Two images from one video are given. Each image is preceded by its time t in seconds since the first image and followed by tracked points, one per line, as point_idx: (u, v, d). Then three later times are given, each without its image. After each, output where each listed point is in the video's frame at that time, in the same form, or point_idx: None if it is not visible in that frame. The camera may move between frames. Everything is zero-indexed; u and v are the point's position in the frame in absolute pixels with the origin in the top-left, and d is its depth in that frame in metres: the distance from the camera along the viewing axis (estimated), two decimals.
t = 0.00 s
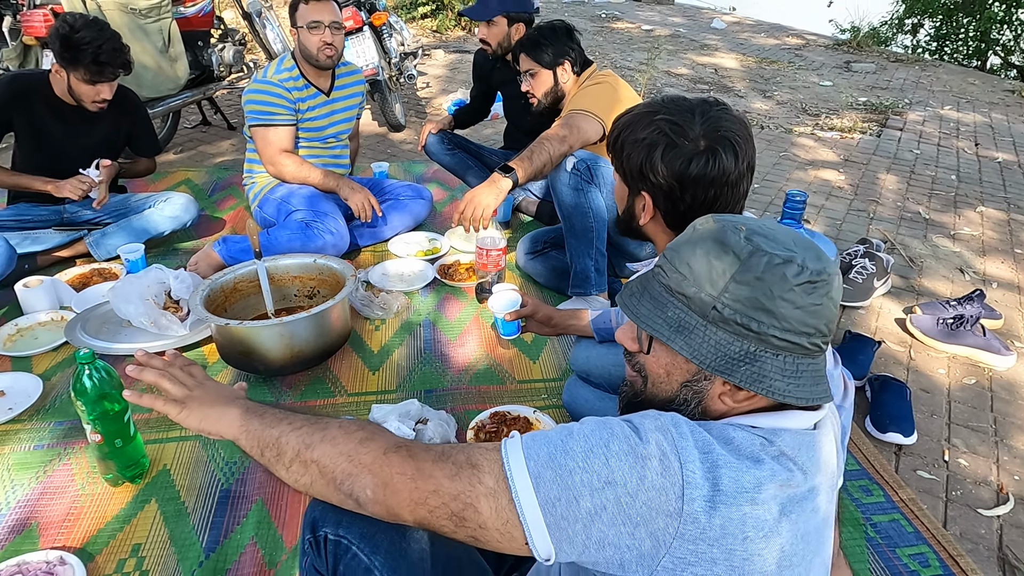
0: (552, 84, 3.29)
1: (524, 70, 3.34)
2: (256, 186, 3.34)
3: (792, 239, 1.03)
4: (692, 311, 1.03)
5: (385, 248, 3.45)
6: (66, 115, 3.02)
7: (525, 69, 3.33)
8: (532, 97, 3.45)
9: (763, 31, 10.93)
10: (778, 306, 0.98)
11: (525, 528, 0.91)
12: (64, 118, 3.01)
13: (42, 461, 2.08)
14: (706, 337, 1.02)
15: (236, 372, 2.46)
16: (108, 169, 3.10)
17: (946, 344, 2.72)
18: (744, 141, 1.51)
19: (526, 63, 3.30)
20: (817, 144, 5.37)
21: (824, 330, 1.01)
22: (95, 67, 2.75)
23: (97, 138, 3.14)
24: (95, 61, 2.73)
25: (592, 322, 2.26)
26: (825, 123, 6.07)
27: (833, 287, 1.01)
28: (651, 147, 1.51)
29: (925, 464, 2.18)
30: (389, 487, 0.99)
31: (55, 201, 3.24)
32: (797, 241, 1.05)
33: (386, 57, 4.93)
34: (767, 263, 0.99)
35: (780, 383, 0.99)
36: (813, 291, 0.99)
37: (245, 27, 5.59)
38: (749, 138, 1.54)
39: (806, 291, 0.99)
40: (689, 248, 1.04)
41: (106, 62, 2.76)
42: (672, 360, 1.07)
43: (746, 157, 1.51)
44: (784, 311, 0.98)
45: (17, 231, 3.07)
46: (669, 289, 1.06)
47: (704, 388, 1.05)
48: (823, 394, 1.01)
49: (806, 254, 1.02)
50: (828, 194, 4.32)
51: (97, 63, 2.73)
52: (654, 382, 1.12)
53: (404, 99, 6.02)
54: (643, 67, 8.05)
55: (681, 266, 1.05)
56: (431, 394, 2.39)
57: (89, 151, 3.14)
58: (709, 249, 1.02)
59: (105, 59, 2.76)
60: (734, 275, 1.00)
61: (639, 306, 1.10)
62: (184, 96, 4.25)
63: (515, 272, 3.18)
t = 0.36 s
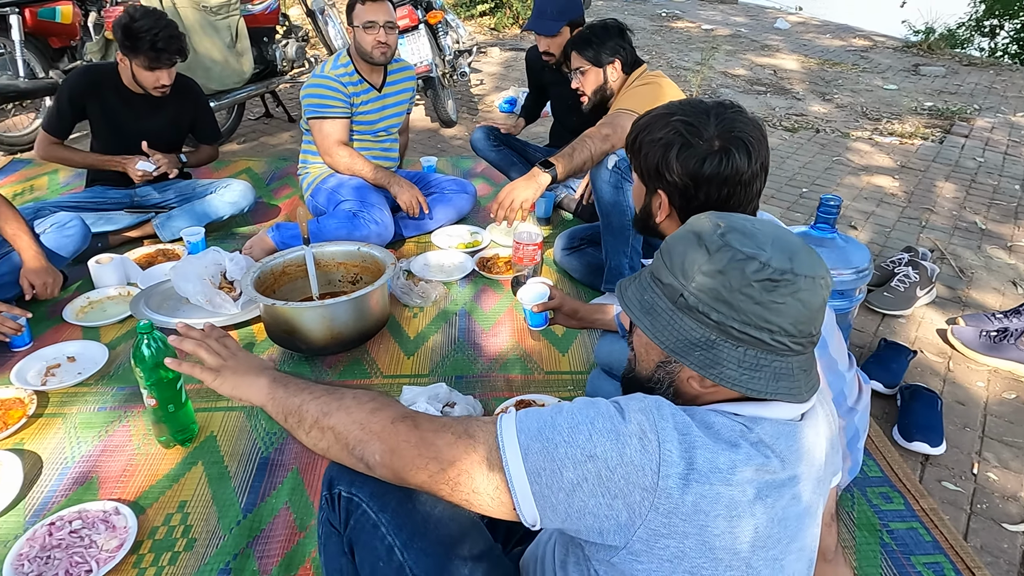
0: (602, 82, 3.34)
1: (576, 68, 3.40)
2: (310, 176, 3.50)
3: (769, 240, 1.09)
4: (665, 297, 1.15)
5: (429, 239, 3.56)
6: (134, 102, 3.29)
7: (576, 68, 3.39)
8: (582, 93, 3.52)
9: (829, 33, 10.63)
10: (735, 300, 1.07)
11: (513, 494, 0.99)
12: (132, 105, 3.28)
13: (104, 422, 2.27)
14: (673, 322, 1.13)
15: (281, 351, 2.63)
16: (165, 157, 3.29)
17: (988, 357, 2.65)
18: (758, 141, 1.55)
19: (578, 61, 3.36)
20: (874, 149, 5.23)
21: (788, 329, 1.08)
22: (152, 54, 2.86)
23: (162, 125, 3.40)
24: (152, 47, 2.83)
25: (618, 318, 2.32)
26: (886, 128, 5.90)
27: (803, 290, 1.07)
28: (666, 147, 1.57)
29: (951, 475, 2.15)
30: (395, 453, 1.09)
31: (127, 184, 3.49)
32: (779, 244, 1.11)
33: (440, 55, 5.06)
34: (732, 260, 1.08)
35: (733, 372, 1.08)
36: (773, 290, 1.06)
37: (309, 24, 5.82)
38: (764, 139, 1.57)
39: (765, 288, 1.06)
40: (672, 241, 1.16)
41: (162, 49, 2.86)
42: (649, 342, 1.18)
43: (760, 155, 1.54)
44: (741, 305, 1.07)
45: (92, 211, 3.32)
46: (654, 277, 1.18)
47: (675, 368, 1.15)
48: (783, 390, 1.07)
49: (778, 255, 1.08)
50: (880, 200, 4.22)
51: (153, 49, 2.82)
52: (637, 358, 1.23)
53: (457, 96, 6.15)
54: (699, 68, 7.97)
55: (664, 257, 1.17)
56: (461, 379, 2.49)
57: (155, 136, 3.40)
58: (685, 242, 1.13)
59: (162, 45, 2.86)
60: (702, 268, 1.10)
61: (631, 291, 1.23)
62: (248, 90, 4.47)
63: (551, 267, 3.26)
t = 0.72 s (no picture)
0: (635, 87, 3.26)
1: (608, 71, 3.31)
2: (332, 174, 3.60)
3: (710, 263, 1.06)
4: (603, 311, 1.12)
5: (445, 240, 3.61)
6: (168, 96, 3.46)
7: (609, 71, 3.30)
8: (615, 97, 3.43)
9: (895, 39, 10.20)
10: (672, 321, 1.05)
11: (414, 500, 1.01)
12: (166, 99, 3.44)
13: (113, 402, 2.40)
14: (610, 338, 1.10)
15: (284, 345, 2.71)
16: (198, 149, 3.47)
17: (1009, 388, 2.51)
18: (709, 157, 1.50)
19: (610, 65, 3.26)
20: (922, 163, 5.00)
21: (722, 354, 1.06)
22: (171, 45, 2.95)
23: (195, 118, 3.55)
24: (171, 39, 2.93)
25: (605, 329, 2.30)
26: (940, 141, 5.62)
27: (740, 316, 1.04)
28: (614, 162, 1.54)
29: (946, 511, 2.05)
30: (314, 452, 1.12)
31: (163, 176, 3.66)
32: (720, 265, 1.09)
33: (476, 57, 5.09)
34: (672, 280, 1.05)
35: (663, 394, 1.06)
36: (712, 315, 1.03)
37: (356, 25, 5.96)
38: (717, 156, 1.52)
39: (703, 312, 1.04)
40: (612, 253, 1.12)
41: (180, 40, 2.95)
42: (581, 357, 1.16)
43: (710, 174, 1.50)
44: (677, 327, 1.04)
45: (127, 201, 3.51)
46: (594, 289, 1.14)
47: (605, 384, 1.13)
48: (711, 416, 1.06)
49: (718, 278, 1.06)
50: (920, 217, 4.03)
51: (171, 41, 2.93)
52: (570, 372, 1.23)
53: (497, 97, 6.19)
54: (749, 74, 7.76)
55: (605, 270, 1.13)
56: (453, 380, 2.52)
57: (189, 129, 3.55)
58: (626, 257, 1.09)
59: (181, 37, 2.95)
60: (643, 285, 1.07)
61: (569, 299, 1.18)
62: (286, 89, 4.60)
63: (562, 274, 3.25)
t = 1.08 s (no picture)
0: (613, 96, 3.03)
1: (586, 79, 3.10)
2: (301, 179, 3.63)
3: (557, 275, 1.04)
4: (455, 338, 1.03)
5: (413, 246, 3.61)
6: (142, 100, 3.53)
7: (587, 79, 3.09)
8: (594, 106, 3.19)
9: (903, 48, 10.06)
10: (532, 335, 0.99)
11: (243, 519, 1.00)
12: (138, 101, 3.52)
13: (57, 404, 2.43)
14: (468, 364, 1.01)
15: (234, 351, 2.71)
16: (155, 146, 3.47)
17: (963, 411, 2.45)
18: (595, 169, 1.44)
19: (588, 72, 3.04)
20: (913, 175, 4.91)
21: (582, 361, 1.02)
22: (132, 46, 3.09)
23: (168, 121, 3.61)
24: (131, 40, 3.06)
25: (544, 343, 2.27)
26: (935, 154, 5.52)
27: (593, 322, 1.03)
28: (501, 171, 1.49)
29: (879, 536, 2.01)
30: (164, 466, 1.11)
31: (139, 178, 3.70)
32: (565, 275, 1.06)
33: (463, 62, 5.08)
34: (524, 295, 1.00)
35: (534, 410, 0.99)
36: (568, 322, 1.00)
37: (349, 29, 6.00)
38: (604, 170, 1.46)
39: (560, 320, 1.00)
40: (454, 276, 1.04)
41: (140, 41, 3.08)
42: (441, 387, 1.05)
43: (594, 186, 1.43)
44: (539, 340, 0.99)
45: (101, 203, 3.54)
46: (438, 317, 1.05)
47: (470, 415, 1.04)
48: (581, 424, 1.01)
49: (566, 286, 1.03)
50: (900, 231, 3.96)
51: (131, 42, 3.07)
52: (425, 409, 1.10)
53: (489, 102, 6.19)
54: (749, 82, 7.68)
55: (449, 296, 1.04)
56: (396, 390, 2.54)
57: (161, 130, 3.60)
58: (472, 278, 1.02)
59: (142, 38, 3.09)
60: (494, 304, 1.00)
61: (411, 332, 1.08)
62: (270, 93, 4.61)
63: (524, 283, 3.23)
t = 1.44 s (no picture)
0: (594, 106, 2.79)
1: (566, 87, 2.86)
2: (276, 185, 3.55)
3: (380, 326, 0.93)
4: (266, 381, 0.96)
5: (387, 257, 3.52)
6: (117, 103, 3.51)
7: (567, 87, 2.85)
8: (574, 116, 2.95)
9: (929, 56, 9.74)
10: (327, 391, 0.90)
11: None
12: (113, 105, 3.50)
13: None
14: (268, 411, 0.94)
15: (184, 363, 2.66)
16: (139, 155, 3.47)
17: (939, 451, 2.28)
18: (490, 197, 1.32)
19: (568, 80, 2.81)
20: (921, 191, 4.70)
21: (389, 423, 0.91)
22: (100, 50, 3.08)
23: (146, 124, 3.60)
24: (99, 44, 3.05)
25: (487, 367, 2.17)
26: (949, 169, 5.28)
27: (408, 387, 0.92)
28: (394, 190, 1.40)
29: None
30: None
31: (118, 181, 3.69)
32: (394, 323, 0.94)
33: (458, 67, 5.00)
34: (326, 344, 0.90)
35: (322, 473, 0.91)
36: (369, 380, 0.90)
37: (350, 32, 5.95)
38: (505, 198, 1.35)
39: (358, 379, 0.89)
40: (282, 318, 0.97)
41: (108, 45, 3.07)
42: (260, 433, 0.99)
43: (488, 215, 1.31)
44: (333, 401, 0.90)
45: (77, 206, 3.53)
46: (262, 357, 0.98)
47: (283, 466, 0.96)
48: (379, 493, 0.91)
49: (383, 338, 0.92)
50: (899, 251, 3.77)
51: (99, 46, 3.06)
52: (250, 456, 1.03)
53: (490, 108, 6.09)
54: (762, 90, 7.47)
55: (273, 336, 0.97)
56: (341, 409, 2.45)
57: (139, 134, 3.60)
58: (290, 322, 0.94)
59: (110, 42, 3.08)
60: (298, 351, 0.92)
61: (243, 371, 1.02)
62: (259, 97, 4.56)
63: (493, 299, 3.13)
